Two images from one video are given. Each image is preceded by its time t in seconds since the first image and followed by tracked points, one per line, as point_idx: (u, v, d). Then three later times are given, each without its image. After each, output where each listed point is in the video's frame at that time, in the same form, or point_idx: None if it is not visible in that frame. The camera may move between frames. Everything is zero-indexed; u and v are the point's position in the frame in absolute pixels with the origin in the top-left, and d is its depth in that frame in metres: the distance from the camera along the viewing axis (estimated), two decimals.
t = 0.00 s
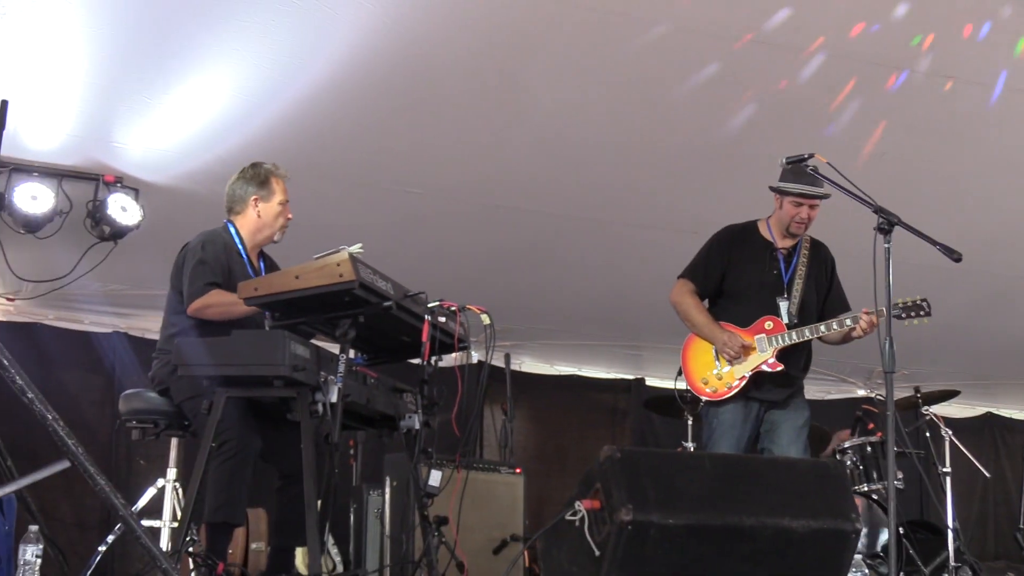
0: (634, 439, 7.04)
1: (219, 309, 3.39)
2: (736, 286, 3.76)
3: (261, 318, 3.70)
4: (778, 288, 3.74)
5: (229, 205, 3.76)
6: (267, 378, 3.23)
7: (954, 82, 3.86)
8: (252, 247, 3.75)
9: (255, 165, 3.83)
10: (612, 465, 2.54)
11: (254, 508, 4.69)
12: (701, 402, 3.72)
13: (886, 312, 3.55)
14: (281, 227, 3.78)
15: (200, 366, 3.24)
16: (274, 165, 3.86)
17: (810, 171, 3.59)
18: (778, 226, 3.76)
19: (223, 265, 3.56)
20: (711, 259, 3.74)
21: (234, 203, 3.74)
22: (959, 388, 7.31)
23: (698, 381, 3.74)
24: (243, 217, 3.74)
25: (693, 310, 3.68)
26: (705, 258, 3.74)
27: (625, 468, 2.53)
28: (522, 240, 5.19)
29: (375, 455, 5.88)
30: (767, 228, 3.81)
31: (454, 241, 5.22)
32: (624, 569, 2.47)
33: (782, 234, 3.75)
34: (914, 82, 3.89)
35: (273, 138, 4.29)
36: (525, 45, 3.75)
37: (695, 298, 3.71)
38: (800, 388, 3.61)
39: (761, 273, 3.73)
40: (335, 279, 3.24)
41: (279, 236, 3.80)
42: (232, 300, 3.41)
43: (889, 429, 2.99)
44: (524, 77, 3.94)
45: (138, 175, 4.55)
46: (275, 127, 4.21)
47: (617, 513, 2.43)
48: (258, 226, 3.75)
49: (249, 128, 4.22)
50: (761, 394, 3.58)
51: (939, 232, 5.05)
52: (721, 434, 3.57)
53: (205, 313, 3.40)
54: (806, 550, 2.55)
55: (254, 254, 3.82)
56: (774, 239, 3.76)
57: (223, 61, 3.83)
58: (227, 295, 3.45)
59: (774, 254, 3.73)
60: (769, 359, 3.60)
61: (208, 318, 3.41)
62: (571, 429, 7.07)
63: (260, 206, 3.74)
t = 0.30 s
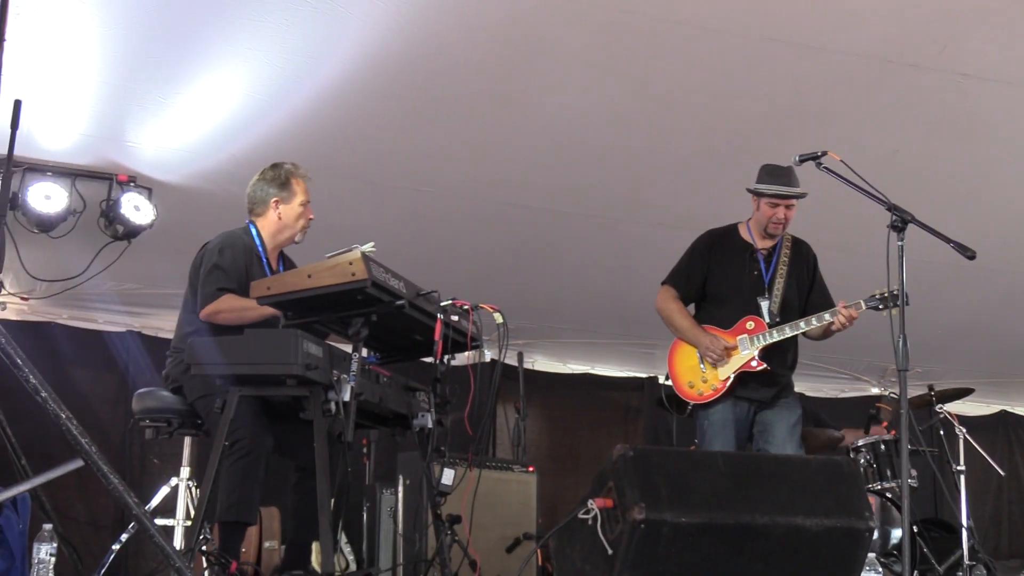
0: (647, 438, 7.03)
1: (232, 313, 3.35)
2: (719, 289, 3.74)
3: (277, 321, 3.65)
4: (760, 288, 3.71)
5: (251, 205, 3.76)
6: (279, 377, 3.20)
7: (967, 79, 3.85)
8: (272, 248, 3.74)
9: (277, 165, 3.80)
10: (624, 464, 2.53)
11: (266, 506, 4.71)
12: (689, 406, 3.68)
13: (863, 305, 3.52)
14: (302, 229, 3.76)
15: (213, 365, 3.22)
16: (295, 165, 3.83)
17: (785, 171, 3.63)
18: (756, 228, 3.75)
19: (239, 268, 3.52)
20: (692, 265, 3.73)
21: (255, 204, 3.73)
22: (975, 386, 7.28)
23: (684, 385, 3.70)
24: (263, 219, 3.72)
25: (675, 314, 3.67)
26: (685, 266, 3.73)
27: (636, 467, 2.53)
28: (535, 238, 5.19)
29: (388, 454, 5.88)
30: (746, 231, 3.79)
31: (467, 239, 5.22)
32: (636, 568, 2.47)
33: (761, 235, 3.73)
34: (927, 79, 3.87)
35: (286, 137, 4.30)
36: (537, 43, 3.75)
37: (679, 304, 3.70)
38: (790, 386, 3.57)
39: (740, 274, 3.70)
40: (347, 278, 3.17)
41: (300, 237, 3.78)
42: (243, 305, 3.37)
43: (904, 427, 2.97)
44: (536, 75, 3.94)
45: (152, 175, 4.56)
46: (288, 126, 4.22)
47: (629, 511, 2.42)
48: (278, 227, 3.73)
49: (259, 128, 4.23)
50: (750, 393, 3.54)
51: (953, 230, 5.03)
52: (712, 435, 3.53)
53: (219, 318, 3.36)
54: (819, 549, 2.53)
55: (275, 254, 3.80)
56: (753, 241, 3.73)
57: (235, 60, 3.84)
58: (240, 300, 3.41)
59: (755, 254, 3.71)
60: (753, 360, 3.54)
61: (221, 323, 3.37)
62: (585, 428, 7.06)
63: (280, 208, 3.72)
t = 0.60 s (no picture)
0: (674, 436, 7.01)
1: (260, 313, 3.32)
2: (722, 294, 3.72)
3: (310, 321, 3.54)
4: (762, 291, 3.68)
5: (290, 211, 3.66)
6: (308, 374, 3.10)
7: (999, 75, 3.82)
8: (311, 255, 3.64)
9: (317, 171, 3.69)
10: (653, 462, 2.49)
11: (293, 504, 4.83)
12: (697, 410, 3.67)
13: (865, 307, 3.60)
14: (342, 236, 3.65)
15: (243, 362, 3.14)
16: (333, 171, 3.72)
17: (782, 177, 3.65)
18: (755, 233, 3.73)
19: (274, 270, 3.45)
20: (695, 272, 3.72)
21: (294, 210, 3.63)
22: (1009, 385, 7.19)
23: (691, 389, 3.69)
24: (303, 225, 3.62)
25: (677, 320, 3.68)
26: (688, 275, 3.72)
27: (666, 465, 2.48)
28: (564, 236, 5.19)
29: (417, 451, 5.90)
30: (746, 235, 3.77)
31: (495, 237, 5.22)
32: (665, 567, 2.44)
33: (761, 239, 3.71)
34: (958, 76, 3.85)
35: (315, 136, 4.31)
36: (566, 41, 3.75)
37: (682, 310, 3.70)
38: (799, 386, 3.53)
39: (742, 279, 3.69)
40: (374, 275, 3.08)
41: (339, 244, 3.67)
42: (275, 305, 3.34)
43: (934, 428, 2.92)
44: (564, 73, 3.94)
45: (181, 173, 4.59)
46: (316, 125, 4.24)
47: (658, 510, 2.40)
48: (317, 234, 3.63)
49: (285, 127, 4.25)
50: (761, 395, 3.50)
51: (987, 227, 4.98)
52: (724, 436, 3.48)
53: (247, 318, 3.33)
54: (848, 549, 2.49)
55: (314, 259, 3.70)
56: (753, 246, 3.71)
57: (262, 61, 3.85)
58: (271, 301, 3.37)
59: (756, 258, 3.68)
60: (758, 363, 3.51)
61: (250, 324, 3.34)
62: (613, 426, 7.06)
63: (320, 215, 3.61)
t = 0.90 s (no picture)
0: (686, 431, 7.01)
1: (275, 301, 3.08)
2: (725, 294, 3.68)
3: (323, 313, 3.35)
4: (765, 290, 3.65)
5: (291, 200, 3.44)
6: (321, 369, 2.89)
7: (1016, 69, 3.82)
8: (315, 242, 3.42)
9: (318, 159, 3.48)
10: (666, 456, 2.47)
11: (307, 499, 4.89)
12: (704, 409, 3.64)
13: (869, 301, 3.56)
14: (345, 222, 3.45)
15: (254, 358, 2.91)
16: (334, 159, 3.52)
17: (781, 175, 3.63)
18: (755, 231, 3.72)
19: (286, 258, 3.22)
20: (697, 273, 3.68)
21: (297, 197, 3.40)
22: None
23: (698, 388, 3.66)
24: (305, 212, 3.40)
25: (681, 320, 3.63)
26: (691, 275, 3.67)
27: (679, 459, 2.46)
28: (576, 230, 5.19)
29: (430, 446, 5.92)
30: (745, 234, 3.75)
31: (508, 232, 5.22)
32: (680, 564, 2.39)
33: (761, 237, 3.69)
34: (974, 71, 3.84)
35: (329, 130, 4.32)
36: (581, 36, 3.75)
37: (685, 310, 3.66)
38: (805, 378, 3.55)
39: (745, 277, 3.66)
40: (389, 271, 2.87)
41: (343, 230, 3.47)
42: (290, 294, 3.10)
43: (949, 422, 2.86)
44: (579, 68, 3.94)
45: (194, 168, 4.61)
46: (330, 119, 4.24)
47: (671, 505, 2.36)
48: (321, 220, 3.41)
49: (298, 122, 4.26)
50: (769, 387, 3.51)
51: (1003, 221, 4.97)
52: (738, 431, 3.44)
53: (261, 307, 3.08)
54: (862, 545, 2.45)
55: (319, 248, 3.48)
56: (753, 244, 3.69)
57: (275, 58, 3.87)
58: (286, 290, 3.13)
59: (757, 256, 3.67)
60: (763, 361, 3.50)
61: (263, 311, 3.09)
62: (626, 421, 7.07)
63: (324, 201, 3.40)
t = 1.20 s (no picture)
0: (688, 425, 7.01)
1: (275, 292, 3.05)
2: (724, 289, 3.66)
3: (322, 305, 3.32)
4: (765, 285, 3.63)
5: (280, 191, 3.40)
6: (322, 363, 2.86)
7: (1018, 62, 3.81)
8: (307, 233, 3.39)
9: (304, 150, 3.44)
10: (667, 450, 2.46)
11: (308, 493, 4.90)
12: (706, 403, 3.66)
13: (871, 295, 3.56)
14: (335, 211, 3.42)
15: (255, 351, 2.88)
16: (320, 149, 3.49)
17: (781, 171, 3.57)
18: (754, 227, 3.67)
19: (282, 247, 3.20)
20: (697, 269, 3.64)
21: (287, 189, 3.37)
22: None
23: (699, 382, 3.68)
24: (295, 204, 3.37)
25: (682, 316, 3.61)
26: (690, 270, 3.64)
27: (680, 453, 2.46)
28: (577, 223, 5.18)
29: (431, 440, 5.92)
30: (745, 230, 3.71)
31: (509, 225, 5.22)
32: (681, 557, 2.38)
33: (761, 234, 3.65)
34: (976, 64, 3.83)
35: (330, 123, 4.31)
36: (582, 29, 3.74)
37: (685, 305, 3.64)
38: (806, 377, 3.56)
39: (745, 273, 3.63)
40: (390, 265, 2.84)
41: (333, 219, 3.44)
42: (289, 285, 3.07)
43: (951, 417, 2.84)
44: (580, 61, 3.93)
45: (195, 162, 4.61)
46: (331, 113, 4.24)
47: (673, 499, 2.36)
48: (311, 210, 3.38)
49: (298, 116, 4.26)
50: (772, 383, 3.51)
51: (1006, 213, 4.95)
52: (739, 423, 3.44)
53: (261, 297, 3.07)
54: (863, 539, 2.44)
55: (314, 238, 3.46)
56: (752, 240, 3.65)
57: (276, 52, 3.87)
58: (286, 281, 3.11)
59: (757, 252, 3.64)
60: (764, 356, 3.50)
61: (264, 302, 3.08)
62: (627, 414, 7.07)
63: (313, 191, 3.37)
